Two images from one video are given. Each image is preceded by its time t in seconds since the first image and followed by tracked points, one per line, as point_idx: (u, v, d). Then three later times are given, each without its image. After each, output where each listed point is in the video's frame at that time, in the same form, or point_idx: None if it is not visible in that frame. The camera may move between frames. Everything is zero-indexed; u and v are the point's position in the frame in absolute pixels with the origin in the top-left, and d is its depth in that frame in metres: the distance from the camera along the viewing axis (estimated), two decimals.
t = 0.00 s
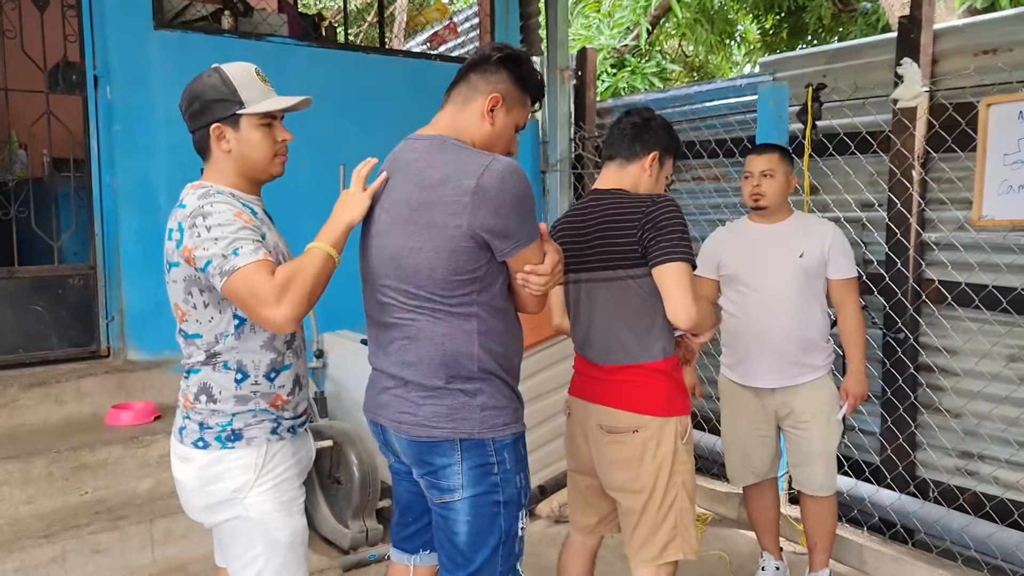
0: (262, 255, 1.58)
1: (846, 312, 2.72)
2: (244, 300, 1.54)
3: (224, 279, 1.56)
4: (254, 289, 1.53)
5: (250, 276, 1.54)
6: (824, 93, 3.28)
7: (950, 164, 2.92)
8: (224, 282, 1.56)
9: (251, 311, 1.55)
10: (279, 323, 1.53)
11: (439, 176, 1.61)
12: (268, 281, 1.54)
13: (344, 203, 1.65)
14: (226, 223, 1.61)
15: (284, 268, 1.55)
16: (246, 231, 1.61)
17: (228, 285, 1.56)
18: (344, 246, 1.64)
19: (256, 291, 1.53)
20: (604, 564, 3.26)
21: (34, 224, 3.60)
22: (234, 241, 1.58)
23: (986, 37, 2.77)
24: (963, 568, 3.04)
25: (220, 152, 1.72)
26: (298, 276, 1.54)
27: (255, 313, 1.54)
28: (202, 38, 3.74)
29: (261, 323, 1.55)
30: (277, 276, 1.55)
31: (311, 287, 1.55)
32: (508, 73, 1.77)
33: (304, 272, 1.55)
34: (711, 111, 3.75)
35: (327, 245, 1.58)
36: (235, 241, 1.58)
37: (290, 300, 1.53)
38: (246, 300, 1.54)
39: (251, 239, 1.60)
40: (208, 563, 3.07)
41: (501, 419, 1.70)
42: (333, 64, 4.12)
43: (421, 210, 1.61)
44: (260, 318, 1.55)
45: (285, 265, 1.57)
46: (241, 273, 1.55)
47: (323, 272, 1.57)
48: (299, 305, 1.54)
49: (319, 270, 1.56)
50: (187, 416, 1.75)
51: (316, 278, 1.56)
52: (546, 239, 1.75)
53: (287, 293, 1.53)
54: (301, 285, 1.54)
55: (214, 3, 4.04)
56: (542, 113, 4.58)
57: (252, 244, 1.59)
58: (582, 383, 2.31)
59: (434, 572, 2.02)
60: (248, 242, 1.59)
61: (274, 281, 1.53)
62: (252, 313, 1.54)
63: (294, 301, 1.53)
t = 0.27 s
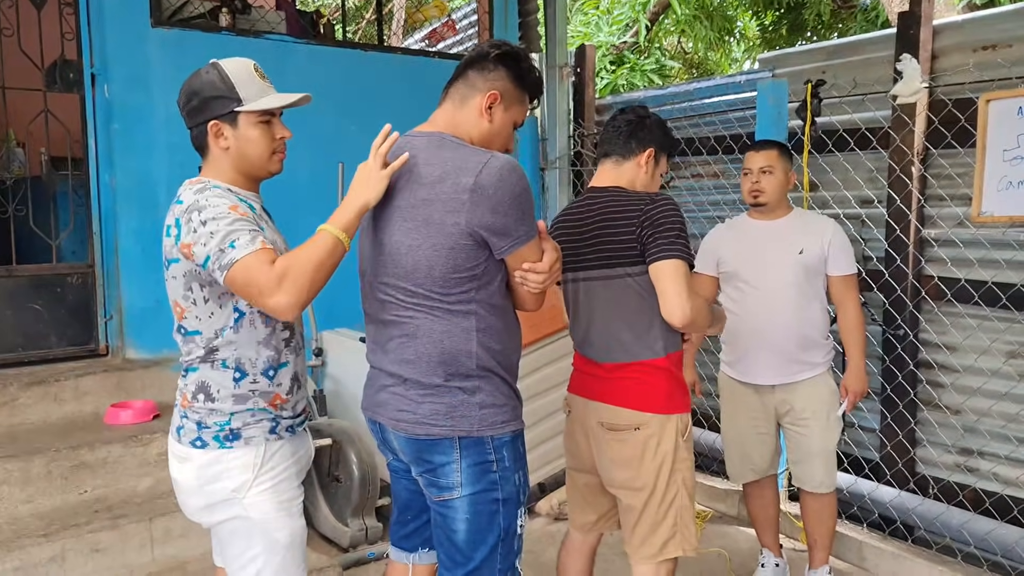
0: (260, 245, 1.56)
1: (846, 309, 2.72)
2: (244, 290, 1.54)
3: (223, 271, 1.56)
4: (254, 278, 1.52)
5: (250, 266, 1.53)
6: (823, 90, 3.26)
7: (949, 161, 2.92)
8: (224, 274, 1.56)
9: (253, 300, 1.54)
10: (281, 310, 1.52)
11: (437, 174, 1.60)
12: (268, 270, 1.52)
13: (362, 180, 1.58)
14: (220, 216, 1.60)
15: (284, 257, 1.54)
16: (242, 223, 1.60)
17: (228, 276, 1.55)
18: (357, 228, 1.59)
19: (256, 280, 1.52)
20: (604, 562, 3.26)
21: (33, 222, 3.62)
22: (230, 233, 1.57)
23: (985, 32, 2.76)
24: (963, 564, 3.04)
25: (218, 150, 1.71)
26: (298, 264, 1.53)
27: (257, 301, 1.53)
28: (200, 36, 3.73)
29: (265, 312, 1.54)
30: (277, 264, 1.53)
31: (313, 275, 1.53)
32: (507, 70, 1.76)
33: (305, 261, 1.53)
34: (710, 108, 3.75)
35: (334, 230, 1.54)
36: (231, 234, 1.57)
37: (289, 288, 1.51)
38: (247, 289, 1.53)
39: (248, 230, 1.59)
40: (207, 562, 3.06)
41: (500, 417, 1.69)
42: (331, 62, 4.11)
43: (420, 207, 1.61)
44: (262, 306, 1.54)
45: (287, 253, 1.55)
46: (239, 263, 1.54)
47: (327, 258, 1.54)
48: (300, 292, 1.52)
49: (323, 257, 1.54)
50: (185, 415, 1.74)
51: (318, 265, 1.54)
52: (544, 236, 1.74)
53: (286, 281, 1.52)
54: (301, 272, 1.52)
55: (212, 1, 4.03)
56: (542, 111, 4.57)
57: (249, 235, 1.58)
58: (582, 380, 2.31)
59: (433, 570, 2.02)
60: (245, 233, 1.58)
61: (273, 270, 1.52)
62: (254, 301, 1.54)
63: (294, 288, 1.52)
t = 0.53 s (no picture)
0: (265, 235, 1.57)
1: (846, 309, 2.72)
2: (252, 280, 1.53)
3: (227, 264, 1.55)
4: (262, 266, 1.52)
5: (257, 255, 1.53)
6: (823, 88, 3.27)
7: (949, 159, 2.92)
8: (229, 266, 1.55)
9: (262, 290, 1.53)
10: (290, 297, 1.51)
11: (438, 173, 1.60)
12: (276, 257, 1.52)
13: (367, 170, 1.60)
14: (223, 210, 1.61)
15: (292, 245, 1.54)
16: (245, 216, 1.61)
17: (234, 268, 1.55)
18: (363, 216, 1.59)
19: (263, 268, 1.52)
20: (604, 560, 3.27)
21: (32, 222, 3.58)
22: (234, 224, 1.58)
23: (985, 31, 2.75)
24: (963, 563, 3.04)
25: (218, 147, 1.71)
26: (305, 251, 1.52)
27: (266, 290, 1.53)
28: (200, 35, 3.73)
29: (273, 301, 1.53)
30: (285, 251, 1.53)
31: (321, 259, 1.53)
32: (508, 69, 1.76)
33: (312, 248, 1.52)
34: (711, 107, 3.74)
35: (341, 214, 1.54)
36: (235, 225, 1.58)
37: (298, 273, 1.51)
38: (255, 278, 1.53)
39: (251, 222, 1.59)
40: (207, 560, 3.06)
41: (500, 415, 1.70)
42: (331, 60, 4.11)
43: (421, 206, 1.61)
44: (272, 295, 1.53)
45: (294, 242, 1.55)
46: (245, 254, 1.54)
47: (335, 242, 1.54)
48: (309, 277, 1.51)
49: (331, 242, 1.53)
50: (183, 413, 1.74)
51: (326, 250, 1.53)
52: (545, 235, 1.74)
53: (295, 267, 1.51)
54: (309, 257, 1.52)
55: None
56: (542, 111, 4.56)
57: (252, 226, 1.58)
58: (584, 379, 2.31)
59: (433, 568, 2.02)
60: (248, 225, 1.58)
61: (281, 258, 1.52)
62: (263, 290, 1.53)
63: (303, 272, 1.51)
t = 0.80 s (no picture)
0: (236, 271, 1.52)
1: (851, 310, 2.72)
2: (208, 311, 1.51)
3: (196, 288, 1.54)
4: (219, 304, 1.49)
5: (219, 291, 1.50)
6: (826, 88, 3.26)
7: (952, 159, 2.91)
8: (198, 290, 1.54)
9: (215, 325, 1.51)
10: (235, 344, 1.48)
11: (441, 173, 1.60)
12: (235, 301, 1.49)
13: (360, 233, 1.54)
14: (208, 231, 1.57)
15: (255, 292, 1.50)
16: (226, 241, 1.56)
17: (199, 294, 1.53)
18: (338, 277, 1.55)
19: (219, 306, 1.49)
20: (605, 560, 3.27)
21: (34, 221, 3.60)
22: (210, 251, 1.54)
23: (987, 30, 2.75)
24: (965, 563, 3.04)
25: (222, 148, 1.71)
26: (264, 303, 1.48)
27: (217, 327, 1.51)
28: (202, 34, 3.73)
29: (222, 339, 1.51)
30: (245, 297, 1.49)
31: (277, 314, 1.49)
32: (510, 68, 1.76)
33: (273, 301, 1.49)
34: (713, 106, 3.74)
35: (311, 275, 1.50)
36: (211, 252, 1.53)
37: (248, 325, 1.47)
38: (211, 313, 1.51)
39: (230, 250, 1.55)
40: (209, 559, 3.06)
41: (504, 414, 1.69)
42: (333, 60, 4.11)
43: (423, 206, 1.61)
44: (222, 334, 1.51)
45: (259, 289, 1.51)
46: (211, 286, 1.51)
47: (295, 302, 1.50)
48: (258, 332, 1.48)
49: (292, 301, 1.50)
50: (186, 413, 1.74)
51: (286, 307, 1.49)
52: (548, 233, 1.74)
53: (247, 318, 1.48)
54: (264, 313, 1.48)
55: None
56: (543, 108, 4.58)
57: (229, 256, 1.54)
58: (586, 378, 2.29)
59: (435, 567, 2.02)
60: (225, 254, 1.54)
61: (238, 304, 1.48)
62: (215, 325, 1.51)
63: (253, 326, 1.48)
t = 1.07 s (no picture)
0: (231, 262, 1.52)
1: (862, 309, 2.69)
2: (205, 307, 1.50)
3: (190, 284, 1.53)
4: (215, 296, 1.49)
5: (214, 284, 1.49)
6: (829, 85, 3.25)
7: (956, 157, 2.89)
8: (192, 286, 1.52)
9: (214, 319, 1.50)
10: (237, 336, 1.48)
11: (442, 171, 1.58)
12: (230, 292, 1.48)
13: (331, 214, 1.58)
14: (199, 226, 1.56)
15: (249, 280, 1.50)
16: (219, 235, 1.55)
17: (194, 289, 1.52)
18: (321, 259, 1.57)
19: (216, 299, 1.49)
20: (606, 561, 3.24)
21: (32, 219, 3.57)
22: (205, 245, 1.53)
23: (993, 27, 2.72)
24: (969, 564, 3.02)
25: (212, 146, 1.68)
26: (261, 289, 1.48)
27: (217, 321, 1.50)
28: (202, 30, 3.71)
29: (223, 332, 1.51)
30: (240, 286, 1.49)
31: (274, 300, 1.49)
32: (511, 64, 1.73)
33: (268, 286, 1.49)
34: (715, 104, 3.70)
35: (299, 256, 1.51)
36: (205, 246, 1.53)
37: (247, 314, 1.47)
38: (208, 307, 1.50)
39: (223, 244, 1.54)
40: (207, 560, 3.04)
41: (505, 415, 1.67)
42: (333, 58, 4.08)
43: (424, 204, 1.58)
44: (222, 327, 1.50)
45: (252, 276, 1.51)
46: (205, 280, 1.50)
47: (290, 285, 1.50)
48: (258, 321, 1.48)
49: (287, 284, 1.50)
50: (179, 413, 1.72)
51: (281, 291, 1.50)
52: (550, 232, 1.71)
53: (246, 307, 1.48)
54: (262, 299, 1.48)
55: None
56: (543, 105, 4.53)
57: (223, 249, 1.53)
58: (589, 378, 2.26)
59: (435, 569, 2.00)
60: (218, 248, 1.53)
61: (235, 293, 1.48)
62: (213, 320, 1.50)
63: (252, 316, 1.48)
